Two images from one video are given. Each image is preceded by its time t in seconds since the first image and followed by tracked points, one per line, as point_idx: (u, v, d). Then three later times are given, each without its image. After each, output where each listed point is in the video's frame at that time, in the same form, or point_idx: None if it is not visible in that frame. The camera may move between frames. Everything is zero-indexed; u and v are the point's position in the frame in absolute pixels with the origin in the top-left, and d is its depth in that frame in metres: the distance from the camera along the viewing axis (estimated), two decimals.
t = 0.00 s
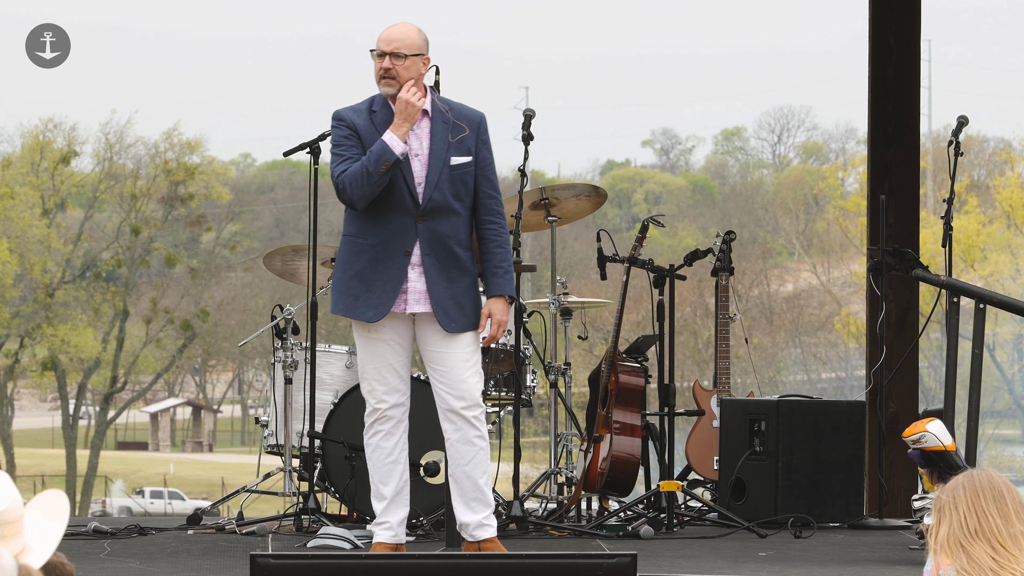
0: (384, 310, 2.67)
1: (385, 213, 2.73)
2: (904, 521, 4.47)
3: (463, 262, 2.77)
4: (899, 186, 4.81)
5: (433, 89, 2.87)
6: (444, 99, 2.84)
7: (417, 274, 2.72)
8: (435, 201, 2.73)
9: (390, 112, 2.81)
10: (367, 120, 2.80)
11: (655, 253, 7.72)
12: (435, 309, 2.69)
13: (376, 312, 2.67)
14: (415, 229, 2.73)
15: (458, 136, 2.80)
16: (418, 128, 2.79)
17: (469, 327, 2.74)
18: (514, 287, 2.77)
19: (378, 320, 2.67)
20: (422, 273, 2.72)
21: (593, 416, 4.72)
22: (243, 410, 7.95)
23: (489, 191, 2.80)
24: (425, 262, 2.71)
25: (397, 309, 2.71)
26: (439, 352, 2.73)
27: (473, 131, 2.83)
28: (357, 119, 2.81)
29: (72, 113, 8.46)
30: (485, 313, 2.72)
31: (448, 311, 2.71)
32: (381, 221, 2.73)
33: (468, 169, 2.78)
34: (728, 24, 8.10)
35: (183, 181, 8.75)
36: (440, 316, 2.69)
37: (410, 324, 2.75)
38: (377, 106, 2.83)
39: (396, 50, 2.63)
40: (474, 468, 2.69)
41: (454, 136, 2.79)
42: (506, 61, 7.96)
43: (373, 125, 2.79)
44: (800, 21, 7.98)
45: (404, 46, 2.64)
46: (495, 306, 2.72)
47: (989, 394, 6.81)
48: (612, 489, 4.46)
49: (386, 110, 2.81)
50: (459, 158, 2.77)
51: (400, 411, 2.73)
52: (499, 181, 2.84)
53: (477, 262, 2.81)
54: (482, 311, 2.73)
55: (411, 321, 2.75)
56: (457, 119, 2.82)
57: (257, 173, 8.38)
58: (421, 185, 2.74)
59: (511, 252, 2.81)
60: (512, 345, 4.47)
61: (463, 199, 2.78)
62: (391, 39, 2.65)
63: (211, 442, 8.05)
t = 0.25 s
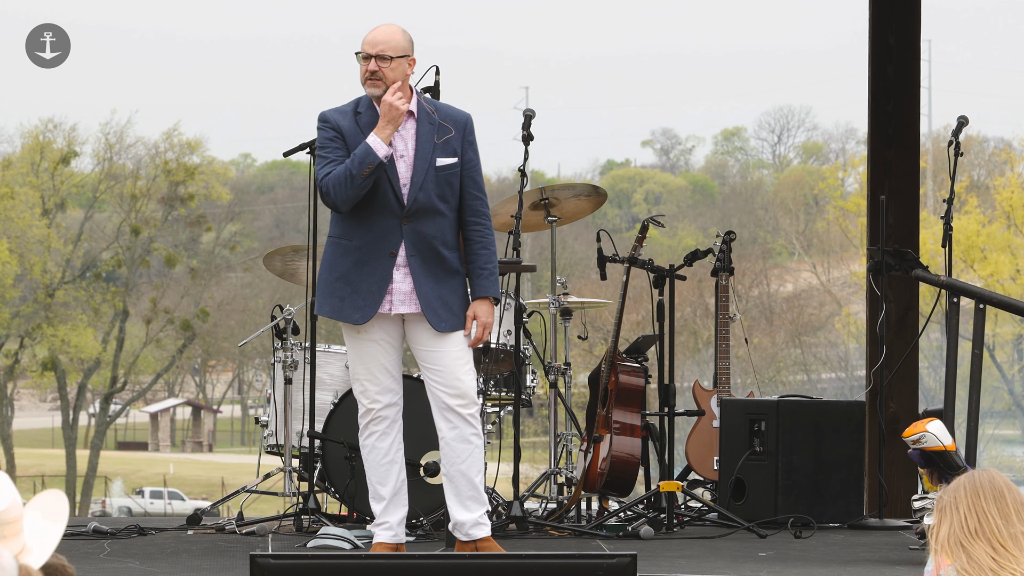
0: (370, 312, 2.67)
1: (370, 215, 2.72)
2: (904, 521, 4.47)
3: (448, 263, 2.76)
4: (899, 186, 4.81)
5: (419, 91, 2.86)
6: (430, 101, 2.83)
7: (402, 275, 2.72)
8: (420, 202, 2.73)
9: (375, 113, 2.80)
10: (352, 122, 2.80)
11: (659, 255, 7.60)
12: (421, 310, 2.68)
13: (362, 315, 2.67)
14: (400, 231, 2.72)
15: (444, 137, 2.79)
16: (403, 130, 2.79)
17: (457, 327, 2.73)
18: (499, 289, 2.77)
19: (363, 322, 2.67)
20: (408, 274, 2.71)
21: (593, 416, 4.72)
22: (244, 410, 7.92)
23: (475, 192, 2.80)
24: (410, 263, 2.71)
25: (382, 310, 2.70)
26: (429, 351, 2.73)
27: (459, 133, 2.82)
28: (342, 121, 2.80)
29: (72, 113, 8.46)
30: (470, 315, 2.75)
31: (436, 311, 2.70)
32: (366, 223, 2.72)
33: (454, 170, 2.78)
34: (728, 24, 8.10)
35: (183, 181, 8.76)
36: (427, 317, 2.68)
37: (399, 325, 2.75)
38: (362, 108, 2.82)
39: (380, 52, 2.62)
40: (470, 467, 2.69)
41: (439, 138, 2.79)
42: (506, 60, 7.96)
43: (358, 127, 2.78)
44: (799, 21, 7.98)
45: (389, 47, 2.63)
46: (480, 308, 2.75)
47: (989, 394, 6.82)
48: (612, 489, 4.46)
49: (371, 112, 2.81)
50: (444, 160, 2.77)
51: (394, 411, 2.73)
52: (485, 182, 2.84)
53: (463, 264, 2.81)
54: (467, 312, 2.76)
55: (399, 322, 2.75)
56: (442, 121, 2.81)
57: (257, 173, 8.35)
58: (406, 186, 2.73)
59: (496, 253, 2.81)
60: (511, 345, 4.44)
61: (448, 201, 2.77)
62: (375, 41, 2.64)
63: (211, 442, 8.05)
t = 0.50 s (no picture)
0: (374, 316, 2.67)
1: (368, 217, 2.72)
2: (904, 521, 4.48)
3: (446, 262, 2.76)
4: (899, 186, 4.81)
5: (414, 89, 2.85)
6: (426, 100, 2.83)
7: (401, 276, 2.72)
8: (416, 201, 2.72)
9: (370, 112, 2.78)
10: (347, 123, 2.78)
11: (655, 254, 7.69)
12: (420, 310, 2.69)
13: (367, 319, 2.68)
14: (398, 232, 2.72)
15: (440, 136, 2.78)
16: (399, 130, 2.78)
17: (455, 327, 2.73)
18: (497, 286, 2.76)
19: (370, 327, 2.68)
20: (406, 275, 2.71)
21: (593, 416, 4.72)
22: (243, 410, 7.93)
23: (471, 190, 2.79)
24: (408, 263, 2.70)
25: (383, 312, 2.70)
26: (427, 351, 2.72)
27: (454, 131, 2.81)
28: (336, 124, 2.79)
29: (72, 113, 8.47)
30: (466, 312, 2.73)
31: (434, 311, 2.71)
32: (363, 226, 2.72)
33: (450, 169, 2.77)
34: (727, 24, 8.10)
35: (183, 181, 8.77)
36: (424, 318, 2.69)
37: (397, 325, 2.75)
38: (357, 108, 2.80)
39: (378, 47, 2.62)
40: (465, 467, 2.69)
41: (435, 136, 2.78)
42: (506, 60, 7.97)
43: (352, 129, 2.77)
44: (799, 21, 7.99)
45: (386, 43, 2.63)
46: (476, 305, 2.73)
47: (989, 394, 6.82)
48: (612, 489, 4.46)
49: (366, 111, 2.78)
50: (440, 158, 2.76)
51: (393, 411, 2.73)
52: (482, 179, 2.82)
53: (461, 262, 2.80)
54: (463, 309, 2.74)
55: (398, 321, 2.75)
56: (438, 119, 2.80)
57: (257, 173, 8.35)
58: (402, 186, 2.73)
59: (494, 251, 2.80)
60: (511, 345, 4.46)
61: (445, 200, 2.77)
62: (372, 38, 2.64)
63: (211, 442, 8.04)
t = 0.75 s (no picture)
0: (385, 316, 2.69)
1: (372, 218, 2.73)
2: (904, 522, 4.48)
3: (451, 260, 2.76)
4: (899, 186, 4.81)
5: (417, 89, 2.84)
6: (430, 99, 2.82)
7: (407, 275, 2.72)
8: (421, 200, 2.72)
9: (373, 111, 2.77)
10: (349, 123, 2.77)
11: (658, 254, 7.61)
12: (426, 308, 2.69)
13: (378, 319, 2.69)
14: (402, 230, 2.72)
15: (443, 135, 2.78)
16: (402, 129, 2.78)
17: (461, 326, 2.73)
18: (502, 284, 2.77)
19: (379, 326, 2.69)
20: (412, 274, 2.71)
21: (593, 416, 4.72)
22: (244, 410, 7.94)
23: (475, 189, 2.79)
24: (414, 262, 2.71)
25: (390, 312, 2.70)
26: (432, 350, 2.72)
27: (458, 129, 2.81)
28: (337, 125, 2.78)
29: (72, 113, 8.47)
30: (472, 311, 2.73)
31: (439, 310, 2.70)
32: (368, 227, 2.73)
33: (454, 167, 2.76)
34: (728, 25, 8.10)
35: (183, 181, 8.79)
36: (430, 316, 2.68)
37: (401, 325, 2.75)
38: (359, 107, 2.79)
39: (387, 42, 2.65)
40: (467, 467, 2.68)
41: (439, 135, 2.77)
42: (506, 60, 7.96)
43: (353, 129, 2.76)
44: (799, 21, 7.99)
45: (394, 40, 2.66)
46: (482, 303, 2.73)
47: (989, 395, 6.83)
48: (612, 489, 4.46)
49: (368, 111, 2.77)
50: (445, 157, 2.76)
51: (396, 411, 2.73)
52: (485, 178, 2.83)
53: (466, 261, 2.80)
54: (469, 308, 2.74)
55: (403, 321, 2.75)
56: (442, 118, 2.79)
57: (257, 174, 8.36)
58: (406, 186, 2.73)
59: (498, 249, 2.81)
60: (511, 345, 4.46)
61: (450, 198, 2.77)
62: (380, 34, 2.66)
63: (211, 442, 8.04)
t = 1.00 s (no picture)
0: (385, 317, 2.68)
1: (374, 219, 2.73)
2: (904, 521, 4.48)
3: (452, 260, 2.75)
4: (899, 186, 4.81)
5: (419, 88, 2.84)
6: (432, 99, 2.82)
7: (407, 276, 2.72)
8: (421, 200, 2.72)
9: (374, 111, 2.77)
10: (351, 123, 2.77)
11: (656, 254, 7.65)
12: (426, 309, 2.69)
13: (378, 320, 2.69)
14: (403, 231, 2.72)
15: (445, 134, 2.77)
16: (403, 129, 2.77)
17: (461, 326, 2.73)
18: (505, 285, 2.77)
19: (379, 327, 2.69)
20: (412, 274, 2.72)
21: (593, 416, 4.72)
22: (244, 410, 7.94)
23: (478, 189, 2.79)
24: (414, 263, 2.71)
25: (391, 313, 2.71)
26: (433, 351, 2.72)
27: (461, 129, 2.80)
28: (339, 125, 2.78)
29: (72, 112, 8.47)
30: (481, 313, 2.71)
31: (439, 311, 2.71)
32: (370, 227, 2.73)
33: (456, 167, 2.76)
34: (729, 24, 8.10)
35: (183, 181, 8.79)
36: (429, 317, 2.69)
37: (403, 325, 2.75)
38: (361, 108, 2.79)
39: (394, 42, 2.66)
40: (467, 468, 2.68)
41: (441, 135, 2.77)
42: (505, 60, 7.96)
43: (355, 129, 2.76)
44: (799, 20, 7.98)
45: (400, 39, 2.68)
46: (490, 306, 2.72)
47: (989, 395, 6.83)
48: (612, 489, 4.46)
49: (370, 111, 2.77)
50: (446, 157, 2.75)
51: (396, 411, 2.73)
52: (489, 178, 2.82)
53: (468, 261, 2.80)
54: (477, 311, 2.73)
55: (405, 322, 2.75)
56: (444, 118, 2.79)
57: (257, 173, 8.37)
58: (407, 186, 2.73)
59: (503, 249, 2.79)
60: (511, 345, 4.46)
61: (451, 198, 2.76)
62: (386, 34, 2.67)
63: (211, 442, 8.04)
